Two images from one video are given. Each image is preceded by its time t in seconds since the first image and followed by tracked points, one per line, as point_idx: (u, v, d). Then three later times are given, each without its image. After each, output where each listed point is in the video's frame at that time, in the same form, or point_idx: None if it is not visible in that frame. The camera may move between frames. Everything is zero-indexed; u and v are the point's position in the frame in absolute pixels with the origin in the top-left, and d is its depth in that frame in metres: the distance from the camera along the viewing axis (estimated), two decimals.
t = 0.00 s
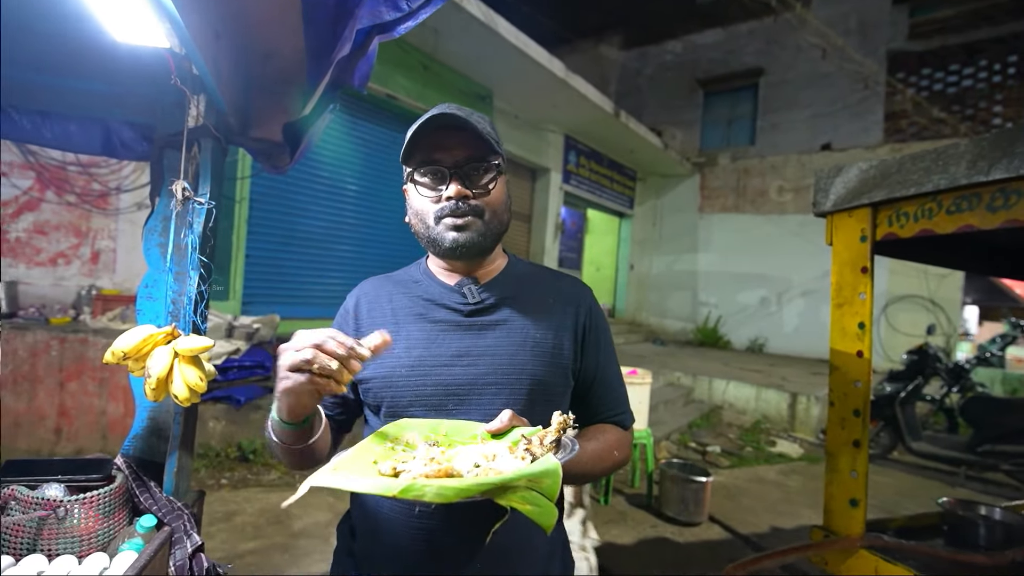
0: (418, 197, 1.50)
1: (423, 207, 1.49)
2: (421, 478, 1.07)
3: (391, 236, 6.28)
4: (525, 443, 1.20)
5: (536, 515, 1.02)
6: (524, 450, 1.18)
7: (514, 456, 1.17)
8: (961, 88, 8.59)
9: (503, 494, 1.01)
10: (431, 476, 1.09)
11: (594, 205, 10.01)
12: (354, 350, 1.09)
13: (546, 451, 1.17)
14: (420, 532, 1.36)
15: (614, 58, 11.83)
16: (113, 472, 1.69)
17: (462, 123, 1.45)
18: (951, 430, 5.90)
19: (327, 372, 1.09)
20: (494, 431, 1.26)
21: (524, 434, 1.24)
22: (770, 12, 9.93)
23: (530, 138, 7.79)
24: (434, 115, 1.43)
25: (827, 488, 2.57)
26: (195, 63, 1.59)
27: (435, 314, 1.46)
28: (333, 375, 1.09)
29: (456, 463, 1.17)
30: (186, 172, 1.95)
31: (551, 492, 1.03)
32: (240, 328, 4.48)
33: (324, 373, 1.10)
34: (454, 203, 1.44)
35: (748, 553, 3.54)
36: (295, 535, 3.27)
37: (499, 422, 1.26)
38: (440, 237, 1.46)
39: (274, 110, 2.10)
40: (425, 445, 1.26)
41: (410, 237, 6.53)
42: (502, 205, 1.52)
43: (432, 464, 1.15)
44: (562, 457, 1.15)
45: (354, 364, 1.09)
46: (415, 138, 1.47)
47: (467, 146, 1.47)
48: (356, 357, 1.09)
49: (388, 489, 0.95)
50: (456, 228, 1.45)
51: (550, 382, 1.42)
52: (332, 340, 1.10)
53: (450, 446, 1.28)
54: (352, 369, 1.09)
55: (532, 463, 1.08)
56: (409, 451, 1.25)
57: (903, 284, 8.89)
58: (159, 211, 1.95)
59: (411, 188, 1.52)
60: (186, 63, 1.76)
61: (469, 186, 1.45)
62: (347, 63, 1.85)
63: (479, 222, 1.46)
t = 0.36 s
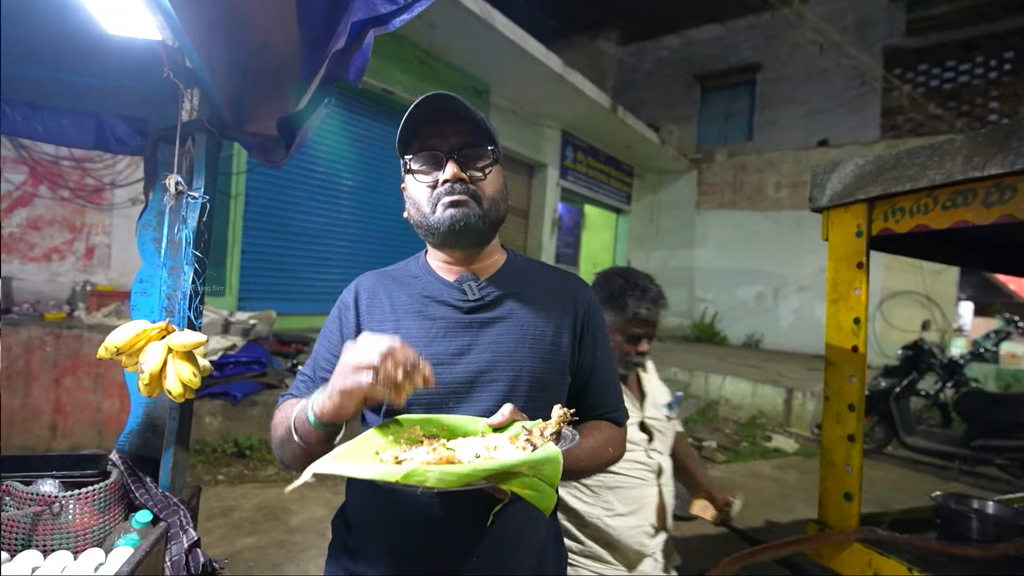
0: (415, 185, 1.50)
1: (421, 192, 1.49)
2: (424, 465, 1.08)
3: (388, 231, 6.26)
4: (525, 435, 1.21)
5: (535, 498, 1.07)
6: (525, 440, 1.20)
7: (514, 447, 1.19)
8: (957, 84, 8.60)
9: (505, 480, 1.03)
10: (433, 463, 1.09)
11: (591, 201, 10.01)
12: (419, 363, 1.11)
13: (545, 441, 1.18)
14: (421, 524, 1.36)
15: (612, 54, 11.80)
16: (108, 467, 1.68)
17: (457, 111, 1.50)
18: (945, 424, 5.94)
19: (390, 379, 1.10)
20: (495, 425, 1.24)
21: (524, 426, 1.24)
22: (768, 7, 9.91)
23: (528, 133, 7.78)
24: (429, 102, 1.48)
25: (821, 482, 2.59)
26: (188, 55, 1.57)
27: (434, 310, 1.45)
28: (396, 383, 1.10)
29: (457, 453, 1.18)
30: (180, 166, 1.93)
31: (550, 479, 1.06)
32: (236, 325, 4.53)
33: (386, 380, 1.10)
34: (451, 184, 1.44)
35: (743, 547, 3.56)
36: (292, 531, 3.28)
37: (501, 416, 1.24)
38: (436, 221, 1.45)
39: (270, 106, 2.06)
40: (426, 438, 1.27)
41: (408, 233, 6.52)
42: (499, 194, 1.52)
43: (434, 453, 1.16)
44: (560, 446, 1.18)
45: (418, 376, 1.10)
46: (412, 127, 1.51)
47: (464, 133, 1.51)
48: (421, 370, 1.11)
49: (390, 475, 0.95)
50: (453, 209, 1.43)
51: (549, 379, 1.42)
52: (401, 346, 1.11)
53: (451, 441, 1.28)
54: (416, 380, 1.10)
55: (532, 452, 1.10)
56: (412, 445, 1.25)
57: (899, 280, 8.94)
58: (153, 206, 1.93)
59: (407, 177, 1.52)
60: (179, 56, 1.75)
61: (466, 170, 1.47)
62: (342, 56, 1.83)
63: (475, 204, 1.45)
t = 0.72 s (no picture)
0: (416, 198, 1.48)
1: (422, 209, 1.48)
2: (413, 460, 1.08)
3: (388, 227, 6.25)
4: (516, 432, 1.19)
5: (523, 498, 1.03)
6: (516, 437, 1.18)
7: (505, 444, 1.17)
8: (959, 79, 8.55)
9: (492, 478, 1.02)
10: (423, 458, 1.09)
11: (591, 196, 9.99)
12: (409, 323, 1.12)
13: (537, 439, 1.16)
14: (419, 517, 1.37)
15: (613, 48, 11.75)
16: (111, 461, 1.69)
17: (462, 129, 1.41)
18: (944, 420, 5.95)
19: (379, 342, 1.10)
20: (490, 421, 1.26)
21: (517, 424, 1.24)
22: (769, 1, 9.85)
23: (528, 128, 7.76)
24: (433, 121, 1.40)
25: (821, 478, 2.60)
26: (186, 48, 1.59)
27: (435, 303, 1.46)
28: (385, 344, 1.10)
29: (449, 449, 1.18)
30: (181, 161, 1.93)
31: (538, 478, 1.03)
32: (237, 320, 4.49)
33: (376, 343, 1.10)
34: (452, 209, 1.43)
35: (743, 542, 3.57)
36: (293, 525, 3.29)
37: (495, 412, 1.26)
38: (438, 242, 1.46)
39: (270, 102, 2.08)
40: (420, 432, 1.28)
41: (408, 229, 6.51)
42: (501, 209, 1.51)
43: (426, 448, 1.15)
44: (552, 445, 1.15)
45: (408, 339, 1.11)
46: (415, 144, 1.44)
47: (466, 152, 1.44)
48: (410, 333, 1.12)
49: (379, 469, 0.95)
50: (454, 235, 1.43)
51: (548, 372, 1.42)
52: (388, 311, 1.13)
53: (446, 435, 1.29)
54: (406, 343, 1.11)
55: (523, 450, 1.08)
56: (406, 438, 1.24)
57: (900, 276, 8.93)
58: (155, 201, 1.94)
59: (410, 186, 1.50)
60: (180, 51, 1.74)
61: (468, 194, 1.43)
62: (343, 53, 1.85)
63: (476, 230, 1.44)
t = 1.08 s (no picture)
0: (417, 207, 1.49)
1: (424, 219, 1.49)
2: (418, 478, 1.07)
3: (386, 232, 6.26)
4: (515, 445, 1.19)
5: (526, 510, 1.05)
6: (515, 450, 1.17)
7: (505, 457, 1.17)
8: (953, 85, 8.60)
9: (498, 493, 1.02)
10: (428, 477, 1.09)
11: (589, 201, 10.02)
12: (380, 363, 1.10)
13: (535, 451, 1.16)
14: (419, 524, 1.37)
15: (610, 54, 11.81)
16: (108, 468, 1.69)
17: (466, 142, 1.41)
18: (942, 423, 5.96)
19: (353, 384, 1.10)
20: (483, 432, 1.26)
21: (514, 435, 1.25)
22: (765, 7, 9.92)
23: (526, 134, 7.79)
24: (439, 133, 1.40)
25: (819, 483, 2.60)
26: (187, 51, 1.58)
27: (431, 309, 1.46)
28: (360, 386, 1.10)
29: (449, 464, 1.17)
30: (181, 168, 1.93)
31: (541, 492, 1.04)
32: (235, 325, 4.53)
33: (351, 385, 1.10)
34: (454, 222, 1.44)
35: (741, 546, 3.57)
36: (291, 531, 3.28)
37: (488, 423, 1.27)
38: (438, 253, 1.46)
39: (270, 108, 2.08)
40: (417, 445, 1.27)
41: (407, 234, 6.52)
42: (501, 220, 1.52)
43: (428, 465, 1.16)
44: (550, 457, 1.16)
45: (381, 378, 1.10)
46: (420, 155, 1.44)
47: (471, 164, 1.44)
48: (382, 372, 1.10)
49: (388, 488, 0.95)
50: (454, 247, 1.44)
51: (544, 376, 1.43)
52: (359, 351, 1.11)
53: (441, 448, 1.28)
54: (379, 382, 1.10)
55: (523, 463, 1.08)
56: (405, 455, 1.24)
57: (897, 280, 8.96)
58: (154, 208, 1.94)
59: (411, 195, 1.50)
60: (180, 59, 1.76)
61: (470, 207, 1.44)
62: (344, 61, 1.87)
63: (476, 243, 1.45)
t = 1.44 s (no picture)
0: (415, 206, 1.49)
1: (422, 217, 1.49)
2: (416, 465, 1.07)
3: (385, 231, 6.26)
4: (512, 434, 1.19)
5: (522, 496, 1.06)
6: (512, 439, 1.18)
7: (502, 445, 1.17)
8: (952, 85, 8.62)
9: (495, 480, 1.02)
10: (426, 463, 1.09)
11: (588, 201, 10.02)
12: (347, 325, 1.08)
13: (532, 441, 1.16)
14: (415, 520, 1.37)
15: (610, 54, 11.82)
16: (107, 467, 1.69)
17: (464, 139, 1.42)
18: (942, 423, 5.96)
19: (319, 342, 1.08)
20: (481, 424, 1.26)
21: (511, 426, 1.25)
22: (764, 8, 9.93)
23: (525, 133, 7.79)
24: (435, 130, 1.40)
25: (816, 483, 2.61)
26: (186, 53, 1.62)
27: (428, 304, 1.47)
28: (326, 345, 1.08)
29: (448, 452, 1.17)
30: (180, 167, 1.93)
31: (537, 479, 1.04)
32: (234, 324, 4.48)
33: (316, 343, 1.08)
34: (452, 219, 1.44)
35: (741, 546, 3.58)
36: (290, 531, 3.28)
37: (486, 415, 1.27)
38: (437, 251, 1.46)
39: (269, 108, 2.06)
40: (416, 437, 1.27)
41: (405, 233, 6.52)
42: (498, 217, 1.52)
43: (426, 452, 1.15)
44: (547, 446, 1.16)
45: (349, 338, 1.08)
46: (417, 152, 1.44)
47: (467, 161, 1.44)
48: (351, 333, 1.08)
49: (386, 473, 0.94)
50: (453, 245, 1.44)
51: (543, 370, 1.43)
52: (330, 310, 1.09)
53: (440, 437, 1.28)
54: (347, 343, 1.08)
55: (520, 452, 1.08)
56: (404, 443, 1.24)
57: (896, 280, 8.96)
58: (153, 207, 1.94)
59: (409, 194, 1.51)
60: (179, 58, 1.74)
61: (468, 204, 1.45)
62: (343, 60, 1.86)
63: (474, 239, 1.45)
